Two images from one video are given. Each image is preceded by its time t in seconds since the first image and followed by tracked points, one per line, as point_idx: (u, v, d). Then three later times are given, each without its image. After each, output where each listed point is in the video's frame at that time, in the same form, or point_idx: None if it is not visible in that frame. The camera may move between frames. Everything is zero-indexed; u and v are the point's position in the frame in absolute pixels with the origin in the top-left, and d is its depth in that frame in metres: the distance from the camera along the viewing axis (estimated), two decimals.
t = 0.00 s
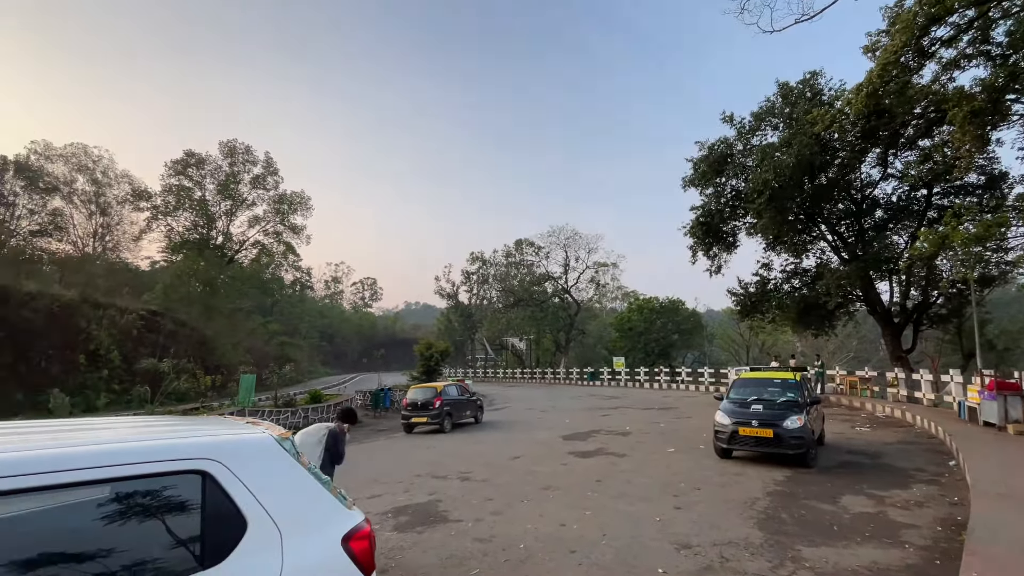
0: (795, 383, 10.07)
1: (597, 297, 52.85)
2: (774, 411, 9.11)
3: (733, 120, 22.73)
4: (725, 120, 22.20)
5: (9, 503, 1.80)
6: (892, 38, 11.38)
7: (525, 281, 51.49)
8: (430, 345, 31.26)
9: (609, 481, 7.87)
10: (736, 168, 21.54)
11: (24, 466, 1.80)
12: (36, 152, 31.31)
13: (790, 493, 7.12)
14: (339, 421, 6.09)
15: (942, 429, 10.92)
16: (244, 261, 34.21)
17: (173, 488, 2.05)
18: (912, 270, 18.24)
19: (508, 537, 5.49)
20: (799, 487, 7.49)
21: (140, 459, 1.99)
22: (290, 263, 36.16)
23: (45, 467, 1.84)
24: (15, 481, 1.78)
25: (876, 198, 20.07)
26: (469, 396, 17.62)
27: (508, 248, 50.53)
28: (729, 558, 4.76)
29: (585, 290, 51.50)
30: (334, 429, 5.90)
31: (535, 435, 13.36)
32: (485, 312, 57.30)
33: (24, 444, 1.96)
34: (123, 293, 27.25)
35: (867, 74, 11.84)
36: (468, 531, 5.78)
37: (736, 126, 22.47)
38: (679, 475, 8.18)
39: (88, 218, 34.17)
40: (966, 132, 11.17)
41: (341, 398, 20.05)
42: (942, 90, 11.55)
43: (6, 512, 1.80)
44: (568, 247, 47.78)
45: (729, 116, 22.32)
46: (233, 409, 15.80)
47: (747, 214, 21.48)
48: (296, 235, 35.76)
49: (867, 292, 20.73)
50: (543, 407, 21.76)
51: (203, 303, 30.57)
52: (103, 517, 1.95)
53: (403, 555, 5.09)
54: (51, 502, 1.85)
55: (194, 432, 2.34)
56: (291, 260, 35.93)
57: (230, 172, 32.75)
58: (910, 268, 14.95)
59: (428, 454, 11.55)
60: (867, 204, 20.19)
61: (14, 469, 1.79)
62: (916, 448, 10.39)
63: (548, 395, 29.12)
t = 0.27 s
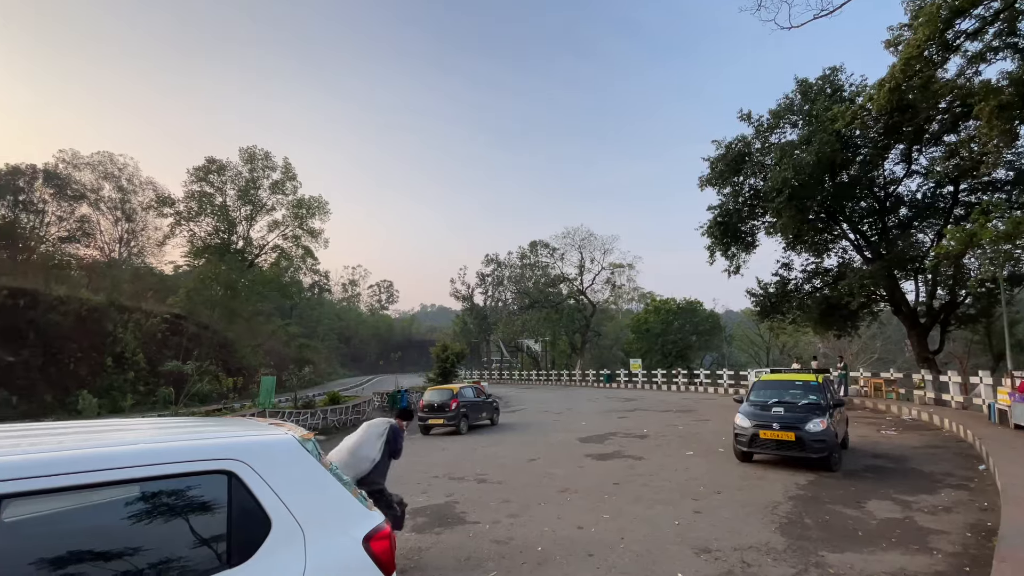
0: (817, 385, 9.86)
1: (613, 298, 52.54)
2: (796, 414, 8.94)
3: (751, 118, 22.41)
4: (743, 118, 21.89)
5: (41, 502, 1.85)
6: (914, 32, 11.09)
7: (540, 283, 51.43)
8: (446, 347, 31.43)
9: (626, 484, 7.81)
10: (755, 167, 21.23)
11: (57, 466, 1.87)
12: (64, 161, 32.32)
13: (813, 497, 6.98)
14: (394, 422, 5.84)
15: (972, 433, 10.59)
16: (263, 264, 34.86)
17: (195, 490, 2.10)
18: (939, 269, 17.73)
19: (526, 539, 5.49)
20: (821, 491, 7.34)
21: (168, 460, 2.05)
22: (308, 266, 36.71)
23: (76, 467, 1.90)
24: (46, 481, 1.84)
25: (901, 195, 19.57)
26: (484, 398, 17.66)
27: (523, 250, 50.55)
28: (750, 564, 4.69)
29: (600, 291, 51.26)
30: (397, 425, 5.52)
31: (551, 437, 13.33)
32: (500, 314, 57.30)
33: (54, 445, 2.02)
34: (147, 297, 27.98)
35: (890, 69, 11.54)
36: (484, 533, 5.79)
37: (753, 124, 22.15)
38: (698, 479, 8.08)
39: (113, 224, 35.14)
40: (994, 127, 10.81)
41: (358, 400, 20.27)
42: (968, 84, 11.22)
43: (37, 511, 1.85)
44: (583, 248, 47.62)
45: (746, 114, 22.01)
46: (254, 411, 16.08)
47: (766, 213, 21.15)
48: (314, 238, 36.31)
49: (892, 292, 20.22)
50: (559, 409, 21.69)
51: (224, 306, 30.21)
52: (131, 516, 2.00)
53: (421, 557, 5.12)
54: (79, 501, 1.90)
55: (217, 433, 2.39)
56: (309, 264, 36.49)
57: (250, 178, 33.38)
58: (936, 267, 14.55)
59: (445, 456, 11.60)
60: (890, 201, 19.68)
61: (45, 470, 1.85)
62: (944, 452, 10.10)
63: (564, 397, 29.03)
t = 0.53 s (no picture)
0: (843, 387, 9.63)
1: (631, 299, 52.13)
2: (820, 417, 8.75)
3: (771, 115, 22.03)
4: (763, 116, 21.53)
5: (75, 502, 1.90)
6: (940, 24, 10.79)
7: (556, 284, 51.30)
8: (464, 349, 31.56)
9: (646, 487, 7.73)
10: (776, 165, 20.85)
11: (91, 465, 1.92)
12: (93, 169, 33.44)
13: (839, 502, 6.82)
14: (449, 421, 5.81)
15: (1006, 436, 10.22)
16: (284, 268, 35.51)
17: (221, 490, 2.15)
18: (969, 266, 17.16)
19: (545, 541, 5.48)
20: (848, 495, 7.17)
21: (195, 460, 2.11)
22: (328, 269, 37.31)
23: (108, 468, 1.95)
24: (81, 480, 1.89)
25: (928, 191, 19.00)
26: (501, 400, 17.68)
27: (539, 251, 50.51)
28: (774, 569, 4.61)
29: (618, 292, 50.92)
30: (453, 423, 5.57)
31: (570, 439, 13.29)
32: (516, 316, 57.34)
33: (86, 447, 2.08)
34: (173, 301, 28.76)
35: (914, 62, 11.23)
36: (504, 534, 5.81)
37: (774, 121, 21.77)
38: (719, 482, 7.96)
39: (141, 230, 36.20)
40: None
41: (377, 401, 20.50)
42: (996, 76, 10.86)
43: (69, 510, 1.89)
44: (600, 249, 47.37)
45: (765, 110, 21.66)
46: (276, 412, 16.38)
47: (788, 211, 20.76)
48: (333, 242, 36.86)
49: (920, 291, 19.63)
50: (577, 411, 21.59)
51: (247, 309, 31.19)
52: (159, 515, 2.04)
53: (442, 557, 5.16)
54: (111, 500, 1.95)
55: (243, 434, 2.46)
56: (328, 267, 37.09)
57: (271, 184, 34.06)
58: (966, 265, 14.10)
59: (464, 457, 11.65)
60: (917, 198, 19.13)
61: (79, 470, 1.91)
62: (977, 456, 9.77)
63: (582, 398, 28.89)
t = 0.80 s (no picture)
0: (872, 388, 9.37)
1: (650, 299, 51.62)
2: (848, 418, 8.53)
3: (792, 110, 21.58)
4: (785, 111, 21.12)
5: (109, 500, 1.95)
6: (968, 14, 10.46)
7: (574, 285, 51.11)
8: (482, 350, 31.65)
9: (669, 489, 7.65)
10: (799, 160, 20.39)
11: (125, 465, 1.98)
12: (123, 177, 34.58)
13: (869, 506, 6.64)
14: (500, 417, 5.93)
15: None
16: (306, 271, 36.15)
17: (246, 489, 2.19)
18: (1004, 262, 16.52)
19: (567, 543, 5.46)
20: (878, 499, 6.97)
21: (223, 459, 2.16)
22: (348, 272, 37.88)
23: (141, 467, 2.01)
24: (116, 479, 1.95)
25: (959, 184, 18.38)
26: (520, 401, 17.69)
27: (557, 252, 50.40)
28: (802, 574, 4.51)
29: (637, 292, 50.50)
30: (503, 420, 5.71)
31: (590, 440, 13.22)
32: (534, 317, 57.31)
33: (118, 447, 2.13)
34: (199, 304, 29.55)
35: (942, 53, 10.89)
36: (525, 536, 5.81)
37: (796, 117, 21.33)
38: (744, 485, 7.83)
39: (168, 236, 37.28)
40: None
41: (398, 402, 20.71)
42: None
43: (104, 508, 1.94)
44: (618, 249, 47.05)
45: (787, 105, 21.24)
46: (300, 412, 16.69)
47: (812, 208, 20.30)
48: (353, 245, 37.38)
49: (952, 289, 18.97)
50: (597, 412, 21.46)
51: (271, 311, 31.96)
52: (188, 513, 2.08)
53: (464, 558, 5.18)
54: (144, 498, 2.00)
55: (269, 434, 2.51)
56: (348, 270, 37.65)
57: (292, 189, 34.74)
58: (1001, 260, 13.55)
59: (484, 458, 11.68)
60: (947, 192, 18.53)
61: (115, 469, 1.97)
62: (1014, 459, 9.40)
63: (602, 399, 28.69)
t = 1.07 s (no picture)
0: (905, 389, 9.06)
1: (671, 299, 50.98)
2: (880, 420, 8.27)
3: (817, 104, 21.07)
4: (809, 105, 20.62)
5: (145, 499, 2.01)
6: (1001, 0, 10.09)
7: (593, 285, 50.81)
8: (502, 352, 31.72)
9: (693, 492, 7.53)
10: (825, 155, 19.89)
11: (161, 465, 2.05)
12: (152, 186, 35.72)
13: (904, 510, 6.42)
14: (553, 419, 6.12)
15: None
16: (328, 274, 36.78)
17: (275, 489, 2.24)
18: None
19: (591, 545, 5.43)
20: (912, 502, 6.76)
21: (253, 459, 2.21)
22: (369, 275, 38.43)
23: (175, 467, 2.07)
24: (150, 478, 2.01)
25: (995, 176, 17.66)
26: (541, 402, 17.66)
27: (576, 253, 50.20)
28: None
29: (657, 292, 49.92)
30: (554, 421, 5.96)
31: (612, 442, 13.12)
32: (554, 317, 57.13)
33: (153, 448, 2.20)
34: (226, 308, 30.32)
35: (974, 41, 10.52)
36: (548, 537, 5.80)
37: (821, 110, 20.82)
38: (771, 487, 7.66)
39: (196, 242, 38.36)
40: None
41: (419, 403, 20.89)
42: None
43: (140, 507, 2.01)
44: (637, 248, 46.64)
45: (811, 99, 20.73)
46: (324, 413, 16.96)
47: (839, 203, 19.78)
48: (373, 248, 37.89)
49: (989, 285, 18.22)
50: (619, 413, 21.25)
51: (295, 314, 32.63)
52: (218, 513, 2.14)
53: (488, 559, 5.20)
54: (178, 498, 2.07)
55: (295, 434, 2.56)
56: (369, 273, 38.21)
57: (314, 194, 35.40)
58: None
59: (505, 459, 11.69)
60: (982, 184, 17.85)
61: (150, 469, 2.03)
62: None
63: (623, 401, 28.43)
